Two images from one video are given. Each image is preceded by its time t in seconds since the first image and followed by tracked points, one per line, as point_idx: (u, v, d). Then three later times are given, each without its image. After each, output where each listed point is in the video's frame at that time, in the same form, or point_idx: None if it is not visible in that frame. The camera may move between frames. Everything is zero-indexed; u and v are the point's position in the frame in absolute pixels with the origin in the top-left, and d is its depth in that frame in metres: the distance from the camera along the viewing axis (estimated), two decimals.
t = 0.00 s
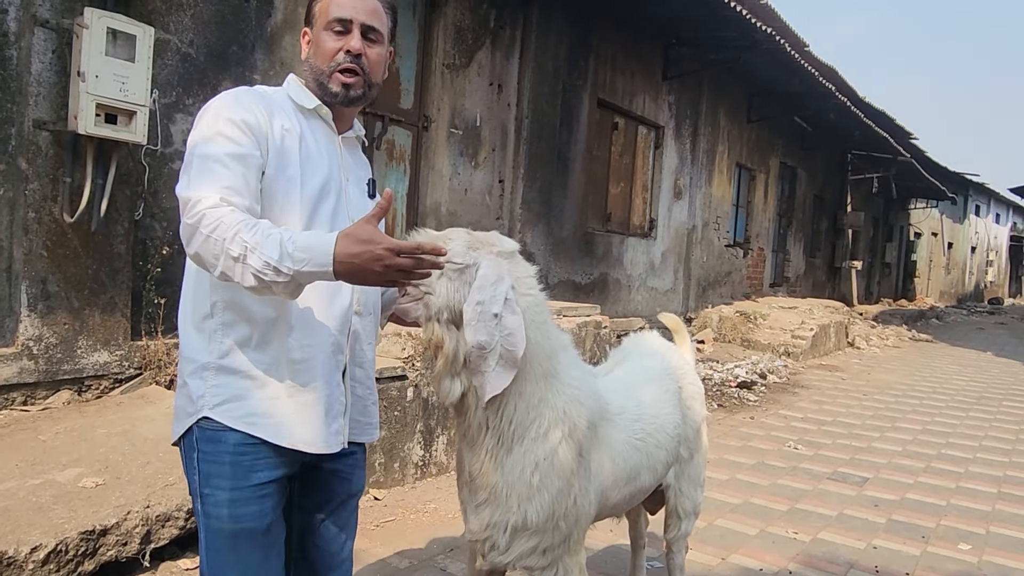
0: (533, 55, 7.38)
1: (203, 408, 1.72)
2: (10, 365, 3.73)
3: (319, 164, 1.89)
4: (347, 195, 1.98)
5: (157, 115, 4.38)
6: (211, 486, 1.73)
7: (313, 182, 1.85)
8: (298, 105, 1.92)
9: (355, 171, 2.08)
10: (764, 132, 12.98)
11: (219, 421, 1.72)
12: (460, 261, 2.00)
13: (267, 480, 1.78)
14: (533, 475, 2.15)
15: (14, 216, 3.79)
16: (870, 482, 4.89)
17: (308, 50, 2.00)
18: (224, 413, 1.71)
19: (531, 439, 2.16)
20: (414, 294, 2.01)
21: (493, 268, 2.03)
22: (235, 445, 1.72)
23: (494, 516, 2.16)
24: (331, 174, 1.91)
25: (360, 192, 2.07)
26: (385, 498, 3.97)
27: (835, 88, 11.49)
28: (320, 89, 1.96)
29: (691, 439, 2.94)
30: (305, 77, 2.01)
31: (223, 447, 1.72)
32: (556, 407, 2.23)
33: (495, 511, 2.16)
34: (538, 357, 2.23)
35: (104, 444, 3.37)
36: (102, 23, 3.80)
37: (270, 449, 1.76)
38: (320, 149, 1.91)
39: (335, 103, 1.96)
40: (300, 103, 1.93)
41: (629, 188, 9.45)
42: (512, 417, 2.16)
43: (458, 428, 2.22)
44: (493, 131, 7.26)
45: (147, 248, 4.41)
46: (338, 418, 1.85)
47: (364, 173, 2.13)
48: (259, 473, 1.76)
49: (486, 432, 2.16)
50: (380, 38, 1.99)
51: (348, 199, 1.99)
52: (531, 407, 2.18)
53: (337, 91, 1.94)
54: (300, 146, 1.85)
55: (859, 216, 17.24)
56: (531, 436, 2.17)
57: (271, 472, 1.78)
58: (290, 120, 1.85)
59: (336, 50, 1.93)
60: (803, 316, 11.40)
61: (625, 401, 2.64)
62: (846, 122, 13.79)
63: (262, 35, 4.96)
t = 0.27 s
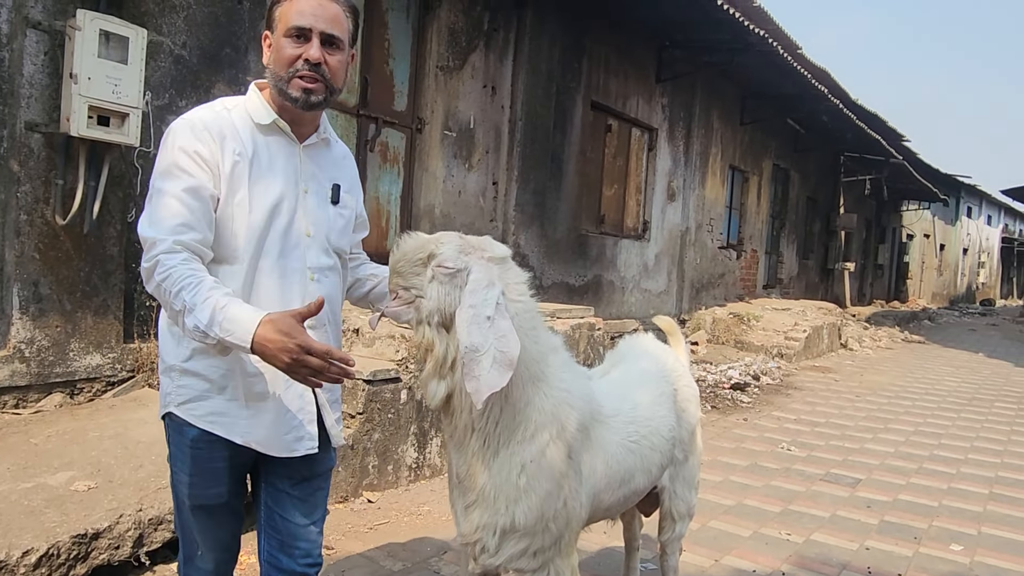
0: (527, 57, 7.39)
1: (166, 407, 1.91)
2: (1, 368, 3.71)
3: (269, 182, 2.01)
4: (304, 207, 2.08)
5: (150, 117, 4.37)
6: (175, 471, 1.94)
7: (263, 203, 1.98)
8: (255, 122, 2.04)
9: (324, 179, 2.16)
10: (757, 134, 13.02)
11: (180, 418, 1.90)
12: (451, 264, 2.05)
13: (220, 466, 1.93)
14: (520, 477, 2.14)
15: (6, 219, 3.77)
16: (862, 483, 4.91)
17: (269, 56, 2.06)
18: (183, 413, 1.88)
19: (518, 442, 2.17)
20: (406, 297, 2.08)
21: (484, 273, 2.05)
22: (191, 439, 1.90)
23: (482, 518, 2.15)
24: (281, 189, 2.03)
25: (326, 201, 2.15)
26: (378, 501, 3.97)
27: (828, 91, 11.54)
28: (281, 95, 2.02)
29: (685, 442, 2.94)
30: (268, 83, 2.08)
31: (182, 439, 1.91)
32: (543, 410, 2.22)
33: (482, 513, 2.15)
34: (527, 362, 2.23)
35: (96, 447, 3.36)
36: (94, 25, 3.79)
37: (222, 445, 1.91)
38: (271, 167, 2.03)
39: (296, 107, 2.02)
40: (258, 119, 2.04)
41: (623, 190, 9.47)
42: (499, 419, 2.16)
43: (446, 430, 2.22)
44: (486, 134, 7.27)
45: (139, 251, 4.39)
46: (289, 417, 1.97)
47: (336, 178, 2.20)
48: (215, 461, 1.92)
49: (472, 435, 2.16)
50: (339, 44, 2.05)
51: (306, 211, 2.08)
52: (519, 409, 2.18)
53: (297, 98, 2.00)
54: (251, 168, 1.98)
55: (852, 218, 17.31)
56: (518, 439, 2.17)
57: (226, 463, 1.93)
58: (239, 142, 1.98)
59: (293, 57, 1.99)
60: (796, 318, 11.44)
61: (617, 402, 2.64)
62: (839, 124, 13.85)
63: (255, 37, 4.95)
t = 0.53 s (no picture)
0: (521, 59, 7.39)
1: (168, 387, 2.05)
2: None
3: (258, 176, 2.10)
4: (293, 200, 2.17)
5: (143, 118, 4.36)
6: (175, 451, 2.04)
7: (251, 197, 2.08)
8: (245, 118, 2.13)
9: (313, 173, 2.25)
10: (750, 136, 13.06)
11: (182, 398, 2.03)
12: (439, 266, 2.06)
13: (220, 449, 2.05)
14: (505, 474, 2.12)
15: None
16: (856, 483, 4.93)
17: (258, 56, 2.17)
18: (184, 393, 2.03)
19: (503, 439, 2.16)
20: (394, 298, 2.08)
21: (471, 274, 2.09)
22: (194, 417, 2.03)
23: (468, 515, 2.14)
24: (269, 184, 2.12)
25: (314, 195, 2.23)
26: (373, 502, 3.96)
27: (821, 92, 11.58)
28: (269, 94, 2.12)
29: (679, 443, 2.93)
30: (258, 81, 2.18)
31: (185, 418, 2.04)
32: (529, 408, 2.21)
33: (469, 510, 2.14)
34: (511, 360, 2.24)
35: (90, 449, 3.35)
36: (88, 26, 3.78)
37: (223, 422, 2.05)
38: (260, 161, 2.12)
39: (286, 106, 2.13)
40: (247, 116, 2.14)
41: (618, 192, 9.49)
42: (483, 416, 2.17)
43: (434, 427, 2.24)
44: (481, 135, 7.28)
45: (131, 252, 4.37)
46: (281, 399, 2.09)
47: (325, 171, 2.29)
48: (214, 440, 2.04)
49: (457, 432, 2.19)
50: (324, 44, 2.16)
51: (296, 203, 2.17)
52: (504, 407, 2.18)
53: (284, 97, 2.11)
54: (238, 165, 2.07)
55: (845, 219, 17.37)
56: (503, 437, 2.16)
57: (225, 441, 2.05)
58: (228, 139, 2.07)
59: (279, 59, 2.10)
60: (790, 319, 11.47)
61: (608, 403, 2.65)
62: (832, 126, 13.90)
63: (249, 39, 4.94)
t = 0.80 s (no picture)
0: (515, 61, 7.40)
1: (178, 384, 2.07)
2: None
3: (262, 177, 2.11)
4: (297, 201, 2.17)
5: (136, 121, 4.35)
6: (186, 445, 2.05)
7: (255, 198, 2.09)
8: (251, 127, 2.16)
9: (318, 177, 2.25)
10: (744, 139, 13.10)
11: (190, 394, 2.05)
12: (432, 266, 2.04)
13: (235, 438, 2.07)
14: (494, 475, 2.13)
15: None
16: (850, 485, 4.94)
17: (269, 70, 2.17)
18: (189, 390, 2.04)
19: (493, 441, 2.16)
20: (388, 298, 2.08)
21: (463, 277, 2.06)
22: (206, 411, 2.04)
23: (458, 515, 2.15)
24: (272, 185, 2.12)
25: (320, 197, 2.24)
26: (368, 505, 3.96)
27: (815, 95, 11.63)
28: (288, 104, 2.13)
29: (674, 445, 2.94)
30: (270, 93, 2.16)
31: (197, 412, 2.05)
32: (519, 410, 2.21)
33: (459, 510, 2.15)
34: (501, 362, 2.22)
35: (83, 453, 3.34)
36: (81, 28, 3.78)
37: (232, 417, 2.06)
38: (263, 164, 2.13)
39: (305, 115, 2.14)
40: (251, 125, 2.16)
41: (612, 194, 9.50)
42: (473, 418, 2.17)
43: (426, 429, 2.22)
44: (475, 138, 7.28)
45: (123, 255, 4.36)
46: (285, 396, 2.08)
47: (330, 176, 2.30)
48: (227, 434, 2.06)
49: (447, 432, 2.17)
50: (335, 53, 2.20)
51: (300, 204, 2.17)
52: (494, 408, 2.18)
53: (308, 106, 2.12)
54: (241, 168, 2.09)
55: (839, 221, 17.43)
56: (492, 438, 2.16)
57: (238, 436, 2.08)
58: (230, 144, 2.10)
59: (302, 69, 2.11)
60: (784, 321, 11.50)
61: (601, 405, 2.65)
62: (826, 129, 13.95)
63: (242, 41, 4.93)
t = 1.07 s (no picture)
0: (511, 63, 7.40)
1: (212, 378, 2.20)
2: None
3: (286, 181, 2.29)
4: (317, 202, 2.36)
5: (132, 125, 4.36)
6: (210, 436, 2.18)
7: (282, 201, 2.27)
8: (271, 133, 2.32)
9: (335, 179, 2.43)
10: (740, 141, 13.14)
11: (222, 387, 2.19)
12: (424, 271, 2.05)
13: (256, 430, 2.21)
14: (491, 478, 2.13)
15: None
16: (846, 487, 4.95)
17: (285, 81, 2.29)
18: (225, 381, 2.18)
19: (489, 444, 2.16)
20: (381, 304, 2.08)
21: (456, 282, 2.07)
22: (230, 404, 2.18)
23: (454, 519, 2.15)
24: (296, 188, 2.31)
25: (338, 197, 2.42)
26: (364, 508, 3.96)
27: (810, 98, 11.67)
28: (305, 115, 2.27)
29: (669, 447, 2.94)
30: (286, 104, 2.30)
31: (222, 405, 2.19)
32: (515, 413, 2.21)
33: (455, 514, 2.15)
34: (497, 366, 2.22)
35: (78, 457, 3.34)
36: (76, 33, 3.78)
37: (257, 409, 2.20)
38: (287, 170, 2.30)
39: (321, 125, 2.29)
40: (271, 132, 2.32)
41: (608, 197, 9.52)
42: (469, 422, 2.17)
43: (422, 433, 2.23)
44: (471, 141, 7.29)
45: (117, 259, 4.36)
46: (314, 383, 2.27)
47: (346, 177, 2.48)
48: (250, 426, 2.20)
49: (444, 435, 2.18)
50: (347, 64, 2.31)
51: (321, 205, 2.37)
52: (490, 412, 2.18)
53: (321, 118, 2.26)
54: (268, 174, 2.26)
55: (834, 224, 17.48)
56: (489, 441, 2.16)
57: (260, 428, 2.22)
58: (256, 150, 2.25)
59: (316, 82, 2.23)
60: (780, 323, 11.52)
61: (596, 407, 2.65)
62: (821, 131, 13.99)
63: (238, 45, 4.94)
